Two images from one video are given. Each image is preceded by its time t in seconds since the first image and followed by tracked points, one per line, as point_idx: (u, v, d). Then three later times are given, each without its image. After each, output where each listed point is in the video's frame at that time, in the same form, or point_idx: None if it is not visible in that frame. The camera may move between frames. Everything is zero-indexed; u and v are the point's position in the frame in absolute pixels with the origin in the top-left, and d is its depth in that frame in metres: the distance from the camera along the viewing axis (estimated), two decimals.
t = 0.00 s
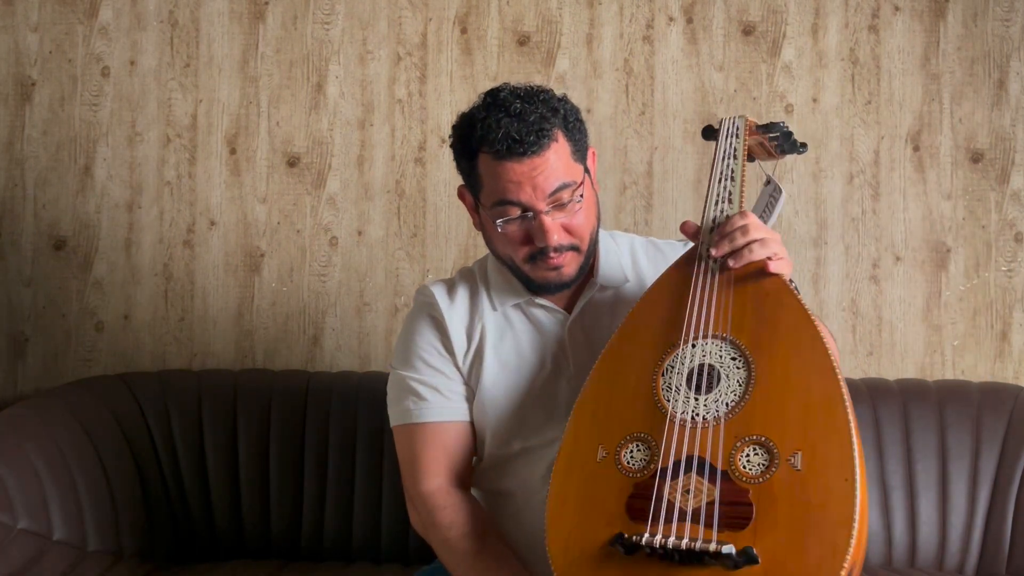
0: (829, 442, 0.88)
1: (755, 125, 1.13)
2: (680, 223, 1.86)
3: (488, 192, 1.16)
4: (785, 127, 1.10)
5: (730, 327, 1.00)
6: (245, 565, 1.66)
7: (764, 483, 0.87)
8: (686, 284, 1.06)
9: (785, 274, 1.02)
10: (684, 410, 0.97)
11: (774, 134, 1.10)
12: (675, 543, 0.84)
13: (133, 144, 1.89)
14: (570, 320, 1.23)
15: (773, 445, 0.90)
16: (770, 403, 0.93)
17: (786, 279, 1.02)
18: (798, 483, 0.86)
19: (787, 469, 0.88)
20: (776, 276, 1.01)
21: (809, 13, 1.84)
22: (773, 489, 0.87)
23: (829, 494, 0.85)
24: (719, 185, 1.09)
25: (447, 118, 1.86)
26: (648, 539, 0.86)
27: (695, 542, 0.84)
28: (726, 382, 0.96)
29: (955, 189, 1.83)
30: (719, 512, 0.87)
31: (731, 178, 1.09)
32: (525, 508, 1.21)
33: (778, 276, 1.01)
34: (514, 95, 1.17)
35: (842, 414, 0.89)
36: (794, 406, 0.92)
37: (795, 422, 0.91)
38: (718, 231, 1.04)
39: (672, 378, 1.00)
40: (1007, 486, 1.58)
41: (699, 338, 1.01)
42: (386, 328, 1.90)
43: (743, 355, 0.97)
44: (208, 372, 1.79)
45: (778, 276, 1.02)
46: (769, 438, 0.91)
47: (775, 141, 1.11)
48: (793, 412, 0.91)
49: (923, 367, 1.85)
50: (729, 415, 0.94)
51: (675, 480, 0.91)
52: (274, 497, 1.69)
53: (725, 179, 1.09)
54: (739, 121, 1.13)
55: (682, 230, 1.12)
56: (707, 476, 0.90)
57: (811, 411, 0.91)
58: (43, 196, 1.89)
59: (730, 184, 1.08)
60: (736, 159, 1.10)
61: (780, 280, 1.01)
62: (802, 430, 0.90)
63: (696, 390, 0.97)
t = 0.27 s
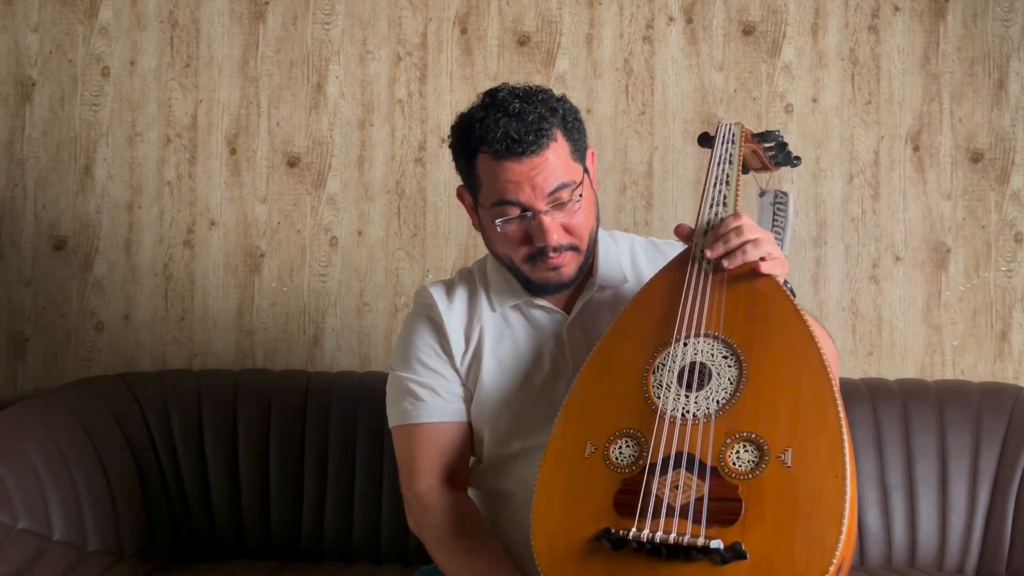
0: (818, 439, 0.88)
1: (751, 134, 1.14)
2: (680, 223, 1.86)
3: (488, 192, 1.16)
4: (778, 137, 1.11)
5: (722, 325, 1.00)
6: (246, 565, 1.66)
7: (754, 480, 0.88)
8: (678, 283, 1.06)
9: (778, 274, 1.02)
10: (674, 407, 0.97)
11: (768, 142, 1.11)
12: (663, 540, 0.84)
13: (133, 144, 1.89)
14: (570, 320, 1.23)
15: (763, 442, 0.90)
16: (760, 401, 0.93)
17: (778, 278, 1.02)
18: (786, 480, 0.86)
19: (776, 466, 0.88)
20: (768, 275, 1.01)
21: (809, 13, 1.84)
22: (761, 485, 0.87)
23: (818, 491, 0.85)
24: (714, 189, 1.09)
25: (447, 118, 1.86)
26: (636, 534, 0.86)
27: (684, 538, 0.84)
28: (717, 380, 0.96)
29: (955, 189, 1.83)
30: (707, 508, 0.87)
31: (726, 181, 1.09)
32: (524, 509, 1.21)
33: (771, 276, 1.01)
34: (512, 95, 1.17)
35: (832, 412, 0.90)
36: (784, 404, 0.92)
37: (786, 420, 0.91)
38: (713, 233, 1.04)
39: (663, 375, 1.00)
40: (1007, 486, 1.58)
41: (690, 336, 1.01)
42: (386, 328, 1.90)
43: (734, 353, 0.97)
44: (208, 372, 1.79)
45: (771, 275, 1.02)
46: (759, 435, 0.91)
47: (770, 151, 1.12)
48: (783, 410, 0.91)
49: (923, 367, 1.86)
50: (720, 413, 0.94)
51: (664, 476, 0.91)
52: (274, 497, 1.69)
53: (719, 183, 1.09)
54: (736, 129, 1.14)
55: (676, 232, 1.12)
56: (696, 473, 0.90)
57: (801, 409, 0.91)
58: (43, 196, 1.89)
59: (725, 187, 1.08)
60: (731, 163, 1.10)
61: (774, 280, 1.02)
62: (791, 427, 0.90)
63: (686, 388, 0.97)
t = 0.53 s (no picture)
0: (811, 454, 0.88)
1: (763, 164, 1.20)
2: (680, 223, 1.86)
3: (496, 187, 1.15)
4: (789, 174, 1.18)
5: (724, 333, 1.01)
6: (245, 564, 1.66)
7: (743, 487, 0.87)
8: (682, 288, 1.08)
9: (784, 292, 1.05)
10: (667, 407, 0.97)
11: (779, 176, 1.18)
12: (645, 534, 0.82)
13: (133, 144, 1.89)
14: (569, 319, 1.23)
15: (756, 452, 0.90)
16: (756, 411, 0.93)
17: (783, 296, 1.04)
18: (776, 491, 0.86)
19: (767, 476, 0.87)
20: (775, 290, 1.03)
21: (809, 13, 1.84)
22: (750, 493, 0.86)
23: (808, 505, 0.84)
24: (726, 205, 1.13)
25: (447, 118, 1.86)
26: (616, 524, 0.84)
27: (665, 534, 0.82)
28: (714, 386, 0.97)
29: (955, 189, 1.83)
30: (692, 508, 0.86)
31: (738, 201, 1.13)
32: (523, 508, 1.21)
33: (776, 292, 1.03)
34: (517, 91, 1.17)
35: (829, 430, 0.90)
36: (780, 416, 0.92)
37: (780, 431, 0.91)
38: (724, 244, 1.06)
39: (658, 375, 1.00)
40: (1007, 486, 1.58)
41: (690, 340, 1.02)
42: (386, 328, 1.90)
43: (733, 362, 0.98)
44: (208, 372, 1.79)
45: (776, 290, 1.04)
46: (752, 445, 0.90)
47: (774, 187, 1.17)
48: (779, 422, 0.92)
49: (923, 367, 1.86)
50: (713, 418, 0.94)
51: (650, 472, 0.90)
52: (274, 497, 1.69)
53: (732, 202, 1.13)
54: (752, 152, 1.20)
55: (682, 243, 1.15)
56: (684, 473, 0.89)
57: (797, 423, 0.91)
58: (43, 196, 1.89)
59: (738, 206, 1.12)
60: (744, 185, 1.15)
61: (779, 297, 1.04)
62: (785, 439, 0.90)
63: (681, 390, 0.98)
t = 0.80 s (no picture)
0: (785, 474, 0.85)
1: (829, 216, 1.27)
2: (680, 223, 1.86)
3: (500, 181, 1.15)
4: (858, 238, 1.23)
5: (732, 354, 1.03)
6: (245, 564, 1.66)
7: (707, 490, 0.84)
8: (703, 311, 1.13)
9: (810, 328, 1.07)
10: (656, 411, 0.98)
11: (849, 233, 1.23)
12: (592, 512, 0.79)
13: (133, 144, 1.89)
14: (570, 318, 1.22)
15: (731, 461, 0.87)
16: (742, 425, 0.92)
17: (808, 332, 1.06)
18: (739, 501, 0.82)
19: (734, 484, 0.84)
20: (795, 320, 1.06)
21: (810, 13, 1.84)
22: (711, 496, 0.83)
23: (768, 517, 0.79)
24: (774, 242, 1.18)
25: (447, 118, 1.86)
26: (567, 501, 0.82)
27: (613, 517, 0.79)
28: (708, 398, 0.97)
29: (955, 189, 1.83)
30: (649, 499, 0.83)
31: (786, 240, 1.19)
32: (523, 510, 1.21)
33: (797, 323, 1.05)
34: (524, 86, 1.18)
35: (811, 454, 0.87)
36: (764, 434, 0.91)
37: (761, 446, 0.89)
38: (758, 273, 1.11)
39: (657, 383, 1.02)
40: (1007, 487, 1.58)
41: (695, 355, 1.05)
42: (386, 328, 1.90)
43: (734, 379, 0.99)
44: (209, 372, 1.79)
45: (796, 321, 1.06)
46: (729, 455, 0.88)
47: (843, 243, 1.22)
48: (762, 437, 0.90)
49: (923, 367, 1.86)
50: (698, 425, 0.94)
51: (618, 464, 0.89)
52: (274, 497, 1.69)
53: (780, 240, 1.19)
54: (815, 203, 1.28)
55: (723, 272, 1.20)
56: (651, 469, 0.87)
57: (781, 441, 0.89)
58: (43, 196, 1.89)
59: (784, 244, 1.18)
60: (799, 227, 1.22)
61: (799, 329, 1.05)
62: (763, 455, 0.87)
63: (675, 397, 0.99)
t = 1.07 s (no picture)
0: (769, 463, 0.82)
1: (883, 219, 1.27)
2: (680, 223, 1.86)
3: (505, 176, 1.15)
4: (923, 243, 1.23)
5: (746, 352, 1.03)
6: (245, 564, 1.66)
7: (691, 477, 0.83)
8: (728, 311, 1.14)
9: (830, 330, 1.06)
10: (662, 404, 0.98)
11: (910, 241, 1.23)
12: (572, 491, 0.80)
13: (133, 144, 1.89)
14: (571, 318, 1.22)
15: (720, 450, 0.86)
16: (739, 416, 0.91)
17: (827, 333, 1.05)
18: (720, 487, 0.80)
19: (718, 472, 0.83)
20: (818, 320, 1.05)
21: (809, 13, 1.84)
22: (694, 482, 0.82)
23: (742, 502, 0.77)
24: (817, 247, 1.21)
25: (447, 118, 1.86)
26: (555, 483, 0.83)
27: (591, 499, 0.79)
28: (714, 394, 0.97)
29: (955, 189, 1.83)
30: (633, 485, 0.83)
31: (829, 245, 1.21)
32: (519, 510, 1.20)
33: (820, 324, 1.05)
34: (534, 83, 1.18)
35: (800, 443, 0.84)
36: (758, 425, 0.89)
37: (754, 437, 0.87)
38: (793, 274, 1.12)
39: (670, 379, 1.03)
40: (1007, 487, 1.58)
41: (711, 353, 1.05)
42: (386, 328, 1.90)
43: (743, 376, 0.99)
44: (209, 372, 1.79)
45: (819, 321, 1.05)
46: (720, 445, 0.87)
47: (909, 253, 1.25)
48: (755, 428, 0.89)
49: (923, 367, 1.86)
50: (697, 417, 0.93)
51: (614, 451, 0.89)
52: (274, 497, 1.69)
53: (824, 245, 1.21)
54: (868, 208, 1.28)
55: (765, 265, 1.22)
56: (642, 457, 0.87)
57: (774, 432, 0.87)
58: (43, 195, 1.89)
59: (826, 248, 1.20)
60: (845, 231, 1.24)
61: (818, 330, 1.04)
62: (752, 445, 0.86)
63: (683, 392, 0.99)
